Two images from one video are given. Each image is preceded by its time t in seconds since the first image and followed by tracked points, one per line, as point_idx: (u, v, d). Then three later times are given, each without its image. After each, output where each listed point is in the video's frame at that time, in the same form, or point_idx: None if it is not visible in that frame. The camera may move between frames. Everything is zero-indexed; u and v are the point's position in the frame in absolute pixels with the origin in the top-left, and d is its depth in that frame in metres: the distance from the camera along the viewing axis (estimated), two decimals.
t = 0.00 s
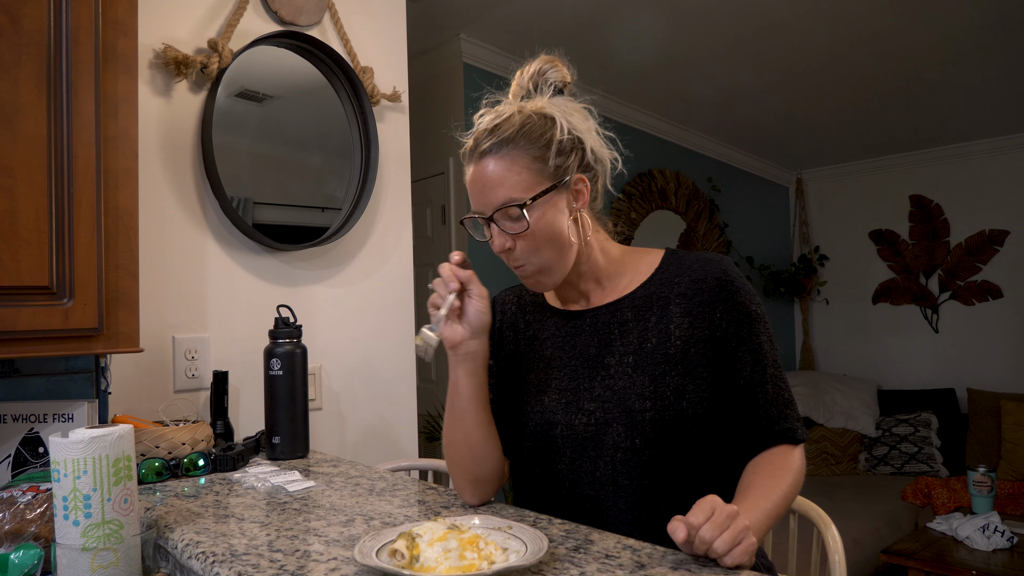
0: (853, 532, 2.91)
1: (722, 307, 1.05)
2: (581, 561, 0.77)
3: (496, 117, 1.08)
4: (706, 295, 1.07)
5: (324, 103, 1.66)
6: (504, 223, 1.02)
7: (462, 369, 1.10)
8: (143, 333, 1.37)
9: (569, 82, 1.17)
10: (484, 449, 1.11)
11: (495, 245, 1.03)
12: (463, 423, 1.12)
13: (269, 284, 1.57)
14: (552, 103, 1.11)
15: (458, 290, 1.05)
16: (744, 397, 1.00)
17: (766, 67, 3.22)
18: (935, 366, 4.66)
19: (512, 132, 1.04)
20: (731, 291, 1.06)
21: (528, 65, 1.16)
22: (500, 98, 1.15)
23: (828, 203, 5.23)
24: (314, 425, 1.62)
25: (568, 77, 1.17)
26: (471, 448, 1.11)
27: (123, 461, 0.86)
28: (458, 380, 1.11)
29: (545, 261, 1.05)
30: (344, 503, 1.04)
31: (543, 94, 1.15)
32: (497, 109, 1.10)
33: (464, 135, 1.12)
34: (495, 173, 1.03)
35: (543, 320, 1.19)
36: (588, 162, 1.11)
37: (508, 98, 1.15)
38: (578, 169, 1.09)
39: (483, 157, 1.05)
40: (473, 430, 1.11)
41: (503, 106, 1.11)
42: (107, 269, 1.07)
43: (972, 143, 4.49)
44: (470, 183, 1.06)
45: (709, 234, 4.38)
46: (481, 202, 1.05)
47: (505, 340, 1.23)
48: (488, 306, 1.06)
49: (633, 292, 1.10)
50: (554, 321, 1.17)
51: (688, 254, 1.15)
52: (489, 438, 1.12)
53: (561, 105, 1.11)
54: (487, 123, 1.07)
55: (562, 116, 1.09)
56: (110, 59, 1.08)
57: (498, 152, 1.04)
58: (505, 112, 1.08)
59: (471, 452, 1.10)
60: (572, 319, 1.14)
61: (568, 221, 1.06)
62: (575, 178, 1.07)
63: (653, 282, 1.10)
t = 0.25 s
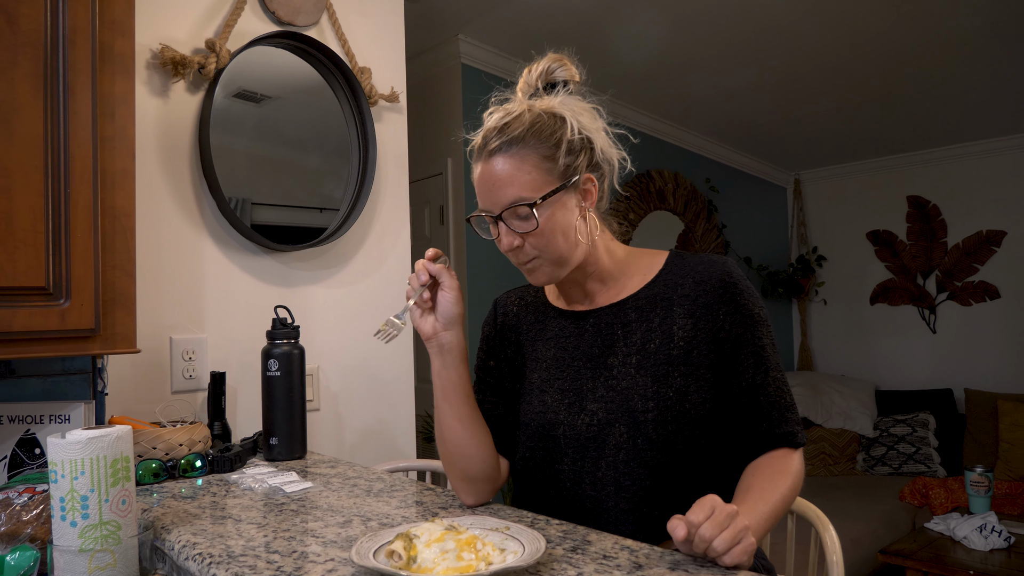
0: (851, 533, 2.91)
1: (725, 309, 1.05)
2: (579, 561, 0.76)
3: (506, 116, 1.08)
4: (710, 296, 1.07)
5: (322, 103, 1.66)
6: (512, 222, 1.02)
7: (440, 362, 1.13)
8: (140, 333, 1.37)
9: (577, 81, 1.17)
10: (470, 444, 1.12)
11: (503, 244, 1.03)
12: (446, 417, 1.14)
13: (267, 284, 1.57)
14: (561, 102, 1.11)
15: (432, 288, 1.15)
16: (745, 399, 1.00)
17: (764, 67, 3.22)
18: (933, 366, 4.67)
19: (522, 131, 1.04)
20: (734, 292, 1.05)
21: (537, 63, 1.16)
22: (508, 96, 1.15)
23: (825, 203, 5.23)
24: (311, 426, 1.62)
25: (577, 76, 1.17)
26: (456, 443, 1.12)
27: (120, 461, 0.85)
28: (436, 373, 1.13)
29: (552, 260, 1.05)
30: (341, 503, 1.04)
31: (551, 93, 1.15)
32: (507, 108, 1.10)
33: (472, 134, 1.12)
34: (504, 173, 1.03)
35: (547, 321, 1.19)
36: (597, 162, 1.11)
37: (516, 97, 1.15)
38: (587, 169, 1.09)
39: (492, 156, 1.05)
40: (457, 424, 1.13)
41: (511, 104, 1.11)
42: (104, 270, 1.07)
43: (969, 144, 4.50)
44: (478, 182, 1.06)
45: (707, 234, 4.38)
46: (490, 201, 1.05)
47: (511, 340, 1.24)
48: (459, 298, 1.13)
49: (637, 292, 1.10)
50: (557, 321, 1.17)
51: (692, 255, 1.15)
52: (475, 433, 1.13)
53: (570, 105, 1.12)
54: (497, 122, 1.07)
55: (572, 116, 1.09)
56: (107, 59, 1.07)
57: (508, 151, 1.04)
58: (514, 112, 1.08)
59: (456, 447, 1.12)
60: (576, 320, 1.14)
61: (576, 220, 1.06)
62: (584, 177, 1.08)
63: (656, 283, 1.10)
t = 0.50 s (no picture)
0: (847, 535, 2.91)
1: (722, 312, 1.05)
2: (574, 563, 0.76)
3: (509, 116, 1.08)
4: (708, 299, 1.07)
5: (319, 104, 1.66)
6: (515, 223, 1.02)
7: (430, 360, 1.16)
8: (136, 334, 1.36)
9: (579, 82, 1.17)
10: (461, 442, 1.13)
11: (504, 244, 1.03)
12: (436, 414, 1.15)
13: (263, 285, 1.57)
14: (563, 103, 1.11)
15: (421, 283, 1.20)
16: (742, 402, 1.00)
17: (761, 69, 3.23)
18: (929, 368, 4.68)
19: (527, 131, 1.04)
20: (733, 295, 1.06)
21: (539, 63, 1.16)
22: (511, 95, 1.15)
23: (822, 205, 5.24)
24: (307, 427, 1.62)
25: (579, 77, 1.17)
26: (447, 440, 1.13)
27: (114, 463, 0.85)
28: (427, 369, 1.16)
29: (554, 262, 1.05)
30: (337, 505, 1.04)
31: (554, 93, 1.15)
32: (510, 108, 1.10)
33: (475, 133, 1.12)
34: (507, 173, 1.03)
35: (545, 322, 1.19)
36: (598, 163, 1.12)
37: (518, 96, 1.15)
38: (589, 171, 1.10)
39: (494, 155, 1.05)
40: (447, 421, 1.14)
41: (514, 104, 1.11)
42: (99, 271, 1.07)
43: (965, 146, 4.51)
44: (481, 182, 1.06)
45: (704, 236, 4.39)
46: (492, 201, 1.05)
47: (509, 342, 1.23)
48: (447, 292, 1.18)
49: (635, 294, 1.11)
50: (555, 323, 1.17)
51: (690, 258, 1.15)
52: (467, 431, 1.14)
53: (573, 106, 1.12)
54: (500, 122, 1.07)
55: (575, 116, 1.09)
56: (102, 59, 1.07)
57: (511, 151, 1.04)
58: (518, 112, 1.08)
59: (447, 445, 1.13)
60: (574, 321, 1.15)
61: (578, 221, 1.07)
62: (586, 179, 1.08)
63: (654, 286, 1.10)
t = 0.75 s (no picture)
0: (843, 534, 2.92)
1: (720, 312, 1.05)
2: (570, 562, 0.76)
3: (509, 115, 1.07)
4: (706, 299, 1.07)
5: (316, 104, 1.66)
6: (515, 221, 1.02)
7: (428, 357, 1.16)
8: (131, 334, 1.36)
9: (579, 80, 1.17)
10: (457, 441, 1.13)
11: (504, 243, 1.03)
12: (433, 412, 1.15)
13: (259, 285, 1.56)
14: (563, 101, 1.11)
15: (422, 281, 1.20)
16: (739, 403, 1.00)
17: (758, 70, 3.23)
18: (926, 368, 4.69)
19: (527, 129, 1.04)
20: (730, 295, 1.06)
21: (539, 60, 1.16)
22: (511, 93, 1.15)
23: (819, 206, 5.25)
24: (304, 427, 1.62)
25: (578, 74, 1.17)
26: (444, 438, 1.13)
27: (110, 462, 0.85)
28: (424, 367, 1.16)
29: (553, 261, 1.05)
30: (333, 504, 1.04)
31: (553, 90, 1.15)
32: (509, 106, 1.10)
33: (474, 131, 1.12)
34: (507, 171, 1.03)
35: (542, 322, 1.19)
36: (599, 161, 1.12)
37: (517, 93, 1.15)
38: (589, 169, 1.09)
39: (494, 153, 1.05)
40: (443, 419, 1.14)
41: (514, 102, 1.11)
42: (94, 270, 1.07)
43: (962, 147, 4.52)
44: (480, 180, 1.06)
45: (701, 236, 4.39)
46: (491, 199, 1.04)
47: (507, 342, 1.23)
48: (446, 290, 1.18)
49: (633, 294, 1.11)
50: (553, 323, 1.17)
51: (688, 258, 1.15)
52: (463, 429, 1.14)
53: (573, 104, 1.12)
54: (500, 120, 1.07)
55: (575, 114, 1.09)
56: (98, 57, 1.07)
57: (511, 149, 1.04)
58: (518, 110, 1.08)
59: (443, 443, 1.13)
60: (571, 320, 1.15)
61: (577, 220, 1.06)
62: (586, 177, 1.08)
63: (652, 286, 1.11)
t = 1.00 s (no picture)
0: (840, 534, 2.92)
1: (719, 312, 1.05)
2: (567, 561, 0.76)
3: (508, 111, 1.07)
4: (705, 298, 1.06)
5: (313, 102, 1.66)
6: (515, 218, 1.02)
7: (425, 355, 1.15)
8: (127, 331, 1.36)
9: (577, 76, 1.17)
10: (455, 439, 1.13)
11: (504, 240, 1.03)
12: (431, 410, 1.14)
13: (256, 283, 1.56)
14: (562, 97, 1.11)
15: (420, 278, 1.20)
16: (738, 402, 1.00)
17: (756, 69, 3.24)
18: (923, 368, 4.69)
19: (526, 125, 1.04)
20: (729, 294, 1.05)
21: (537, 57, 1.16)
22: (509, 89, 1.15)
23: (817, 206, 5.25)
24: (300, 425, 1.61)
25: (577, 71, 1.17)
26: (441, 436, 1.13)
27: (104, 459, 0.84)
28: (422, 364, 1.15)
29: (552, 258, 1.05)
30: (329, 503, 1.04)
31: (551, 87, 1.15)
32: (508, 102, 1.10)
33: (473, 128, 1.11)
34: (506, 167, 1.02)
35: (540, 321, 1.19)
36: (598, 157, 1.12)
37: (515, 90, 1.15)
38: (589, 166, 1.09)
39: (493, 150, 1.04)
40: (440, 418, 1.13)
41: (513, 98, 1.11)
42: (89, 267, 1.06)
43: (960, 147, 4.52)
44: (479, 176, 1.05)
45: (699, 236, 4.39)
46: (490, 196, 1.04)
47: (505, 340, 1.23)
48: (445, 287, 1.18)
49: (632, 293, 1.10)
50: (551, 321, 1.17)
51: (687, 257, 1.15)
52: (461, 427, 1.14)
53: (571, 100, 1.12)
54: (499, 117, 1.07)
55: (574, 111, 1.09)
56: (94, 53, 1.06)
57: (511, 145, 1.03)
58: (516, 107, 1.08)
59: (441, 441, 1.12)
60: (570, 319, 1.14)
61: (577, 217, 1.06)
62: (586, 174, 1.08)
63: (651, 285, 1.10)
